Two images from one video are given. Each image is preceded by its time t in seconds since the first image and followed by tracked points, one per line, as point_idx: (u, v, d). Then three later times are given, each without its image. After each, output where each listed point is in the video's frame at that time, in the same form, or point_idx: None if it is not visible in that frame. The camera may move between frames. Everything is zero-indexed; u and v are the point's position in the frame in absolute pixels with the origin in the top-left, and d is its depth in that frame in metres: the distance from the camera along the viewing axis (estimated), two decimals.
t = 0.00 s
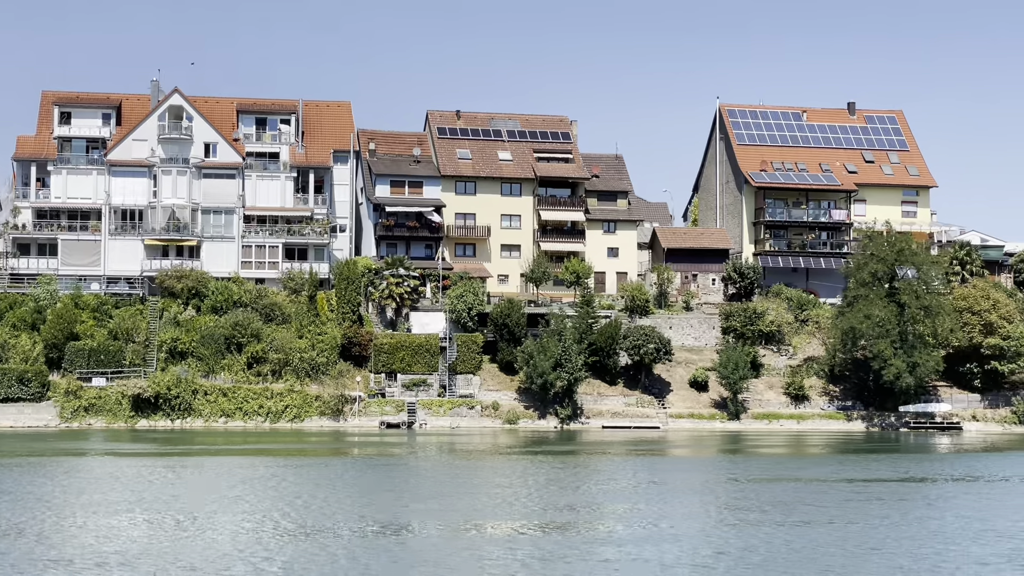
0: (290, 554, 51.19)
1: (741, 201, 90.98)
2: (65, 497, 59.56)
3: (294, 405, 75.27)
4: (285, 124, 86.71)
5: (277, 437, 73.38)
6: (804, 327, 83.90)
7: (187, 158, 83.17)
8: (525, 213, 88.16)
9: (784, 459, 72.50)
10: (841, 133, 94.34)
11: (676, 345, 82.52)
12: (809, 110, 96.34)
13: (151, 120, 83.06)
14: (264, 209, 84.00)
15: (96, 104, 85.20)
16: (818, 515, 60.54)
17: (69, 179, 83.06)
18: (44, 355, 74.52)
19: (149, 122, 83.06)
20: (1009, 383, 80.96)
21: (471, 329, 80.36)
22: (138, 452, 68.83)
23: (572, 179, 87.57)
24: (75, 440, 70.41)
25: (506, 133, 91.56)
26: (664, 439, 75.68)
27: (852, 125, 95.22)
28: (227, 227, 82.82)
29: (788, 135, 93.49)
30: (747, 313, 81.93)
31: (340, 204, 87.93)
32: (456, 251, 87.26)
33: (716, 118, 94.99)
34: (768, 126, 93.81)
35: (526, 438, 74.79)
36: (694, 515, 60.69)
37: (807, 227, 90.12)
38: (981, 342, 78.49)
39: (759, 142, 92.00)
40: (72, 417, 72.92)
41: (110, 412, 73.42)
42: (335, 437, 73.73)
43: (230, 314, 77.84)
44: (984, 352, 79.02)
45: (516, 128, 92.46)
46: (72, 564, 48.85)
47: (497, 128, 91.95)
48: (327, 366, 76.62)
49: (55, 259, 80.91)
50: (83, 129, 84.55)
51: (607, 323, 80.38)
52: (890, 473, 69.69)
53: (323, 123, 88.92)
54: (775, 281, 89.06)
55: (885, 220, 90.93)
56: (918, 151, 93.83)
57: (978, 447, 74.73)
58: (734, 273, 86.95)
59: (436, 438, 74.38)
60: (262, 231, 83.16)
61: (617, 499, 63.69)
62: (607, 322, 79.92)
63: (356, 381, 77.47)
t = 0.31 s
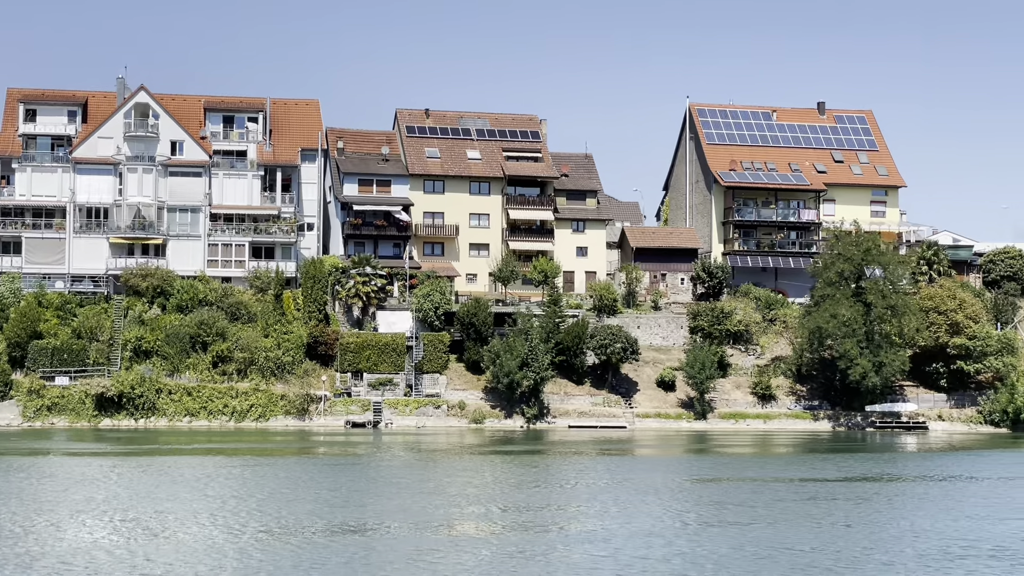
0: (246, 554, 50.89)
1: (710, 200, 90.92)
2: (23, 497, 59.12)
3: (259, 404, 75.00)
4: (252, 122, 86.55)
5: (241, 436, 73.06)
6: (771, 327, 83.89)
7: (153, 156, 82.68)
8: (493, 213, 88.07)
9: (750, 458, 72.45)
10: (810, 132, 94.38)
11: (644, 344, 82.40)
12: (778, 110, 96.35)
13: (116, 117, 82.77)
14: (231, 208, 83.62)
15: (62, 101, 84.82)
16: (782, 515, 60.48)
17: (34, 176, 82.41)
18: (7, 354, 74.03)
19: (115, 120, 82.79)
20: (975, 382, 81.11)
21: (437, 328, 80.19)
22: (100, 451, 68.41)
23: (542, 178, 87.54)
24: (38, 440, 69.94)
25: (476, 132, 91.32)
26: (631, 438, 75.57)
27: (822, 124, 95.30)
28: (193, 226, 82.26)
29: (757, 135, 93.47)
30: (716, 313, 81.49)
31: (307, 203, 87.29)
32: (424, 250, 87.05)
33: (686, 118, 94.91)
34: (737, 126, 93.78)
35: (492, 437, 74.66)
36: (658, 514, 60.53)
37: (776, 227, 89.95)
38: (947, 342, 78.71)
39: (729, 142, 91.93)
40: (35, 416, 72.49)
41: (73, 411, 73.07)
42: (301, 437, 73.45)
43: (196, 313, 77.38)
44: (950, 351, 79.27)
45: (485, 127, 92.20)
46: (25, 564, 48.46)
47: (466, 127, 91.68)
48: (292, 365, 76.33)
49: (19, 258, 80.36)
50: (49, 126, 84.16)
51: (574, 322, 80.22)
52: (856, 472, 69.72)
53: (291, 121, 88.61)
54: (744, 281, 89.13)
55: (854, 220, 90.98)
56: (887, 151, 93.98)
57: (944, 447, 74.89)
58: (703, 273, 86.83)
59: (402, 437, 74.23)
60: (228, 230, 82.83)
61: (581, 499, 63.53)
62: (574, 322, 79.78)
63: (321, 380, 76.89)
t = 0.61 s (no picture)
0: (202, 554, 50.47)
1: (679, 199, 90.78)
2: None
3: (223, 403, 74.71)
4: (218, 119, 86.23)
5: (205, 435, 72.69)
6: (738, 325, 83.87)
7: (118, 153, 82.31)
8: (461, 211, 87.71)
9: (716, 458, 72.36)
10: (779, 132, 94.42)
11: (610, 343, 82.36)
12: (747, 109, 96.35)
13: (81, 114, 82.27)
14: (196, 205, 83.09)
15: (26, 97, 84.29)
16: (746, 514, 60.38)
17: None
18: None
19: (79, 116, 82.19)
20: (940, 381, 81.34)
21: (403, 326, 79.96)
22: (61, 450, 67.91)
23: (509, 176, 87.55)
24: None
25: (444, 130, 91.06)
26: (597, 438, 75.47)
27: (790, 123, 95.31)
28: (158, 223, 82.03)
29: (726, 133, 93.43)
30: (682, 312, 81.54)
31: (273, 201, 87.12)
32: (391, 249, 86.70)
33: (655, 116, 94.81)
34: (706, 125, 93.72)
35: (458, 436, 74.60)
36: (620, 514, 60.37)
37: (744, 226, 89.97)
38: (913, 341, 78.83)
39: (698, 141, 91.84)
40: None
41: (35, 410, 72.60)
42: (265, 435, 73.14)
43: (160, 311, 76.87)
44: (916, 350, 79.39)
45: (453, 125, 91.93)
46: None
47: (434, 125, 91.40)
48: (257, 363, 75.92)
49: None
50: (13, 123, 83.56)
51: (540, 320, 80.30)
52: (822, 472, 69.73)
53: (258, 119, 88.28)
54: (712, 280, 88.90)
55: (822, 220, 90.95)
56: (856, 150, 94.05)
57: (908, 446, 75.02)
58: (670, 272, 86.48)
59: (367, 436, 74.09)
60: (194, 227, 82.44)
61: (545, 497, 63.34)
62: (540, 321, 79.59)
63: (286, 379, 76.44)
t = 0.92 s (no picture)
0: (157, 553, 49.99)
1: (647, 197, 90.76)
2: None
3: (185, 401, 74.25)
4: (184, 116, 85.66)
5: (168, 433, 72.20)
6: (705, 323, 83.81)
7: (81, 149, 81.76)
8: (428, 208, 87.57)
9: (682, 455, 72.29)
10: (747, 130, 94.43)
11: (577, 341, 82.23)
12: (716, 107, 96.31)
13: (44, 109, 81.63)
14: (161, 201, 82.72)
15: None
16: (708, 511, 60.31)
17: None
18: None
19: (42, 112, 81.61)
20: (905, 379, 81.57)
21: (368, 323, 79.36)
22: (21, 448, 67.30)
23: (477, 174, 87.17)
24: None
25: (411, 128, 90.72)
26: (562, 436, 75.34)
27: (759, 122, 95.34)
28: (122, 220, 81.60)
29: (695, 131, 93.34)
30: (648, 309, 81.23)
31: (239, 198, 86.42)
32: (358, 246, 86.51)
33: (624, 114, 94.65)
34: (675, 123, 93.63)
35: (422, 433, 74.42)
36: (583, 511, 60.20)
37: (712, 224, 89.79)
38: (878, 339, 78.99)
39: (666, 138, 91.76)
40: None
41: None
42: (228, 433, 72.72)
43: (123, 309, 76.24)
44: (881, 348, 79.54)
45: (421, 122, 91.59)
46: None
47: (402, 122, 91.03)
48: (220, 361, 75.32)
49: None
50: None
51: (505, 319, 79.90)
52: (786, 470, 69.75)
53: (224, 115, 87.85)
54: (680, 278, 88.68)
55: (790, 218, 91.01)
56: (824, 149, 94.16)
57: (873, 444, 75.13)
58: (637, 269, 86.37)
59: (331, 434, 73.76)
60: (158, 224, 81.93)
61: (508, 495, 63.10)
62: (506, 319, 79.50)
63: (250, 376, 76.35)
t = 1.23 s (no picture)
0: (106, 553, 49.54)
1: (611, 195, 90.71)
2: None
3: (144, 398, 73.70)
4: (146, 112, 85.21)
5: (127, 431, 71.72)
6: (667, 321, 83.88)
7: (41, 145, 81.17)
8: (392, 205, 87.34)
9: (644, 453, 72.17)
10: (712, 128, 94.43)
11: (539, 339, 82.08)
12: (682, 104, 96.26)
13: (4, 105, 81.17)
14: (121, 198, 82.18)
15: None
16: (667, 509, 60.24)
17: None
18: None
19: (2, 107, 81.15)
20: (868, 377, 81.52)
21: (330, 321, 79.03)
22: None
23: (440, 171, 86.93)
24: None
25: (376, 124, 90.39)
26: (524, 433, 75.18)
27: (724, 119, 95.36)
28: (82, 216, 81.19)
29: (660, 129, 93.26)
30: (611, 307, 80.88)
31: (200, 193, 85.98)
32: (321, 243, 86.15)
33: (590, 111, 94.52)
34: (640, 120, 93.55)
35: (383, 431, 74.11)
36: (541, 509, 60.06)
37: (676, 222, 89.92)
38: (839, 337, 79.06)
39: (631, 136, 91.65)
40: None
41: None
42: (187, 431, 72.28)
43: (81, 306, 75.63)
44: (842, 346, 79.73)
45: (385, 119, 91.26)
46: None
47: (366, 118, 90.69)
48: (180, 358, 75.01)
49: None
50: None
51: (467, 316, 79.97)
52: (747, 468, 69.75)
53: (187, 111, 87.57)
54: (644, 275, 88.51)
55: (754, 216, 91.07)
56: (789, 146, 94.23)
57: (834, 441, 75.21)
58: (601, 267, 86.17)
59: (292, 431, 73.42)
60: (118, 221, 81.46)
61: (467, 493, 62.89)
62: (468, 316, 79.38)
63: (210, 374, 75.79)
